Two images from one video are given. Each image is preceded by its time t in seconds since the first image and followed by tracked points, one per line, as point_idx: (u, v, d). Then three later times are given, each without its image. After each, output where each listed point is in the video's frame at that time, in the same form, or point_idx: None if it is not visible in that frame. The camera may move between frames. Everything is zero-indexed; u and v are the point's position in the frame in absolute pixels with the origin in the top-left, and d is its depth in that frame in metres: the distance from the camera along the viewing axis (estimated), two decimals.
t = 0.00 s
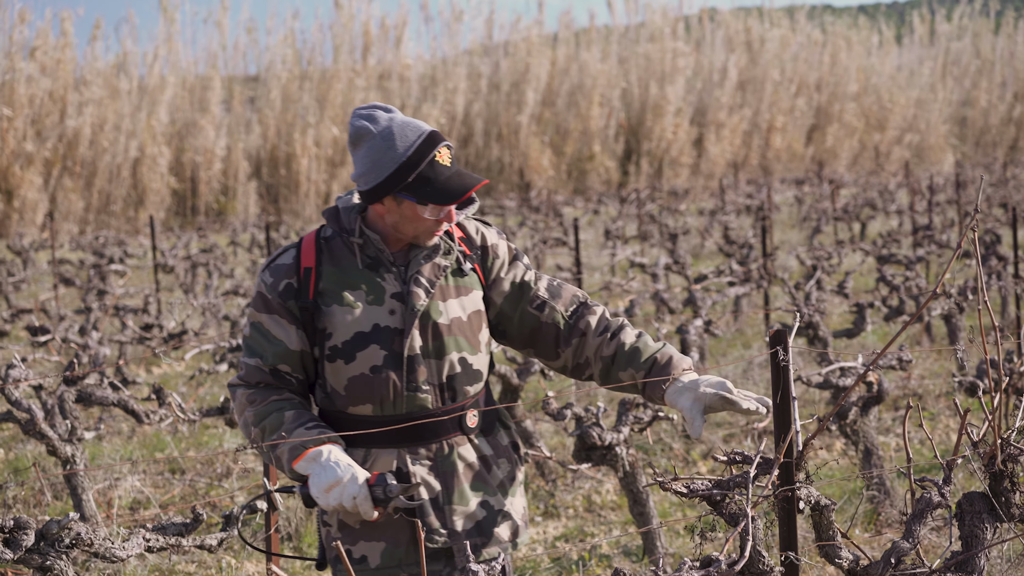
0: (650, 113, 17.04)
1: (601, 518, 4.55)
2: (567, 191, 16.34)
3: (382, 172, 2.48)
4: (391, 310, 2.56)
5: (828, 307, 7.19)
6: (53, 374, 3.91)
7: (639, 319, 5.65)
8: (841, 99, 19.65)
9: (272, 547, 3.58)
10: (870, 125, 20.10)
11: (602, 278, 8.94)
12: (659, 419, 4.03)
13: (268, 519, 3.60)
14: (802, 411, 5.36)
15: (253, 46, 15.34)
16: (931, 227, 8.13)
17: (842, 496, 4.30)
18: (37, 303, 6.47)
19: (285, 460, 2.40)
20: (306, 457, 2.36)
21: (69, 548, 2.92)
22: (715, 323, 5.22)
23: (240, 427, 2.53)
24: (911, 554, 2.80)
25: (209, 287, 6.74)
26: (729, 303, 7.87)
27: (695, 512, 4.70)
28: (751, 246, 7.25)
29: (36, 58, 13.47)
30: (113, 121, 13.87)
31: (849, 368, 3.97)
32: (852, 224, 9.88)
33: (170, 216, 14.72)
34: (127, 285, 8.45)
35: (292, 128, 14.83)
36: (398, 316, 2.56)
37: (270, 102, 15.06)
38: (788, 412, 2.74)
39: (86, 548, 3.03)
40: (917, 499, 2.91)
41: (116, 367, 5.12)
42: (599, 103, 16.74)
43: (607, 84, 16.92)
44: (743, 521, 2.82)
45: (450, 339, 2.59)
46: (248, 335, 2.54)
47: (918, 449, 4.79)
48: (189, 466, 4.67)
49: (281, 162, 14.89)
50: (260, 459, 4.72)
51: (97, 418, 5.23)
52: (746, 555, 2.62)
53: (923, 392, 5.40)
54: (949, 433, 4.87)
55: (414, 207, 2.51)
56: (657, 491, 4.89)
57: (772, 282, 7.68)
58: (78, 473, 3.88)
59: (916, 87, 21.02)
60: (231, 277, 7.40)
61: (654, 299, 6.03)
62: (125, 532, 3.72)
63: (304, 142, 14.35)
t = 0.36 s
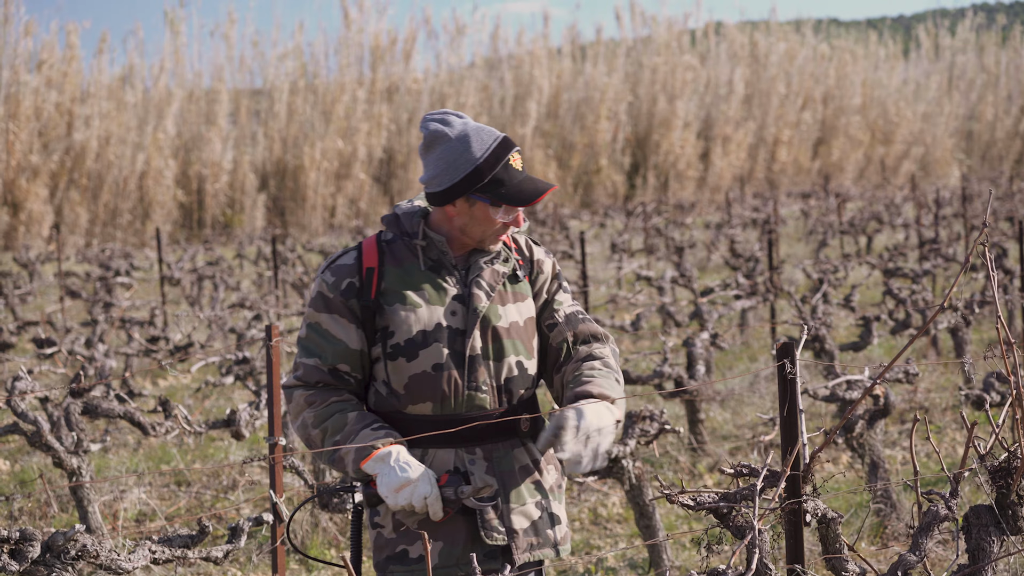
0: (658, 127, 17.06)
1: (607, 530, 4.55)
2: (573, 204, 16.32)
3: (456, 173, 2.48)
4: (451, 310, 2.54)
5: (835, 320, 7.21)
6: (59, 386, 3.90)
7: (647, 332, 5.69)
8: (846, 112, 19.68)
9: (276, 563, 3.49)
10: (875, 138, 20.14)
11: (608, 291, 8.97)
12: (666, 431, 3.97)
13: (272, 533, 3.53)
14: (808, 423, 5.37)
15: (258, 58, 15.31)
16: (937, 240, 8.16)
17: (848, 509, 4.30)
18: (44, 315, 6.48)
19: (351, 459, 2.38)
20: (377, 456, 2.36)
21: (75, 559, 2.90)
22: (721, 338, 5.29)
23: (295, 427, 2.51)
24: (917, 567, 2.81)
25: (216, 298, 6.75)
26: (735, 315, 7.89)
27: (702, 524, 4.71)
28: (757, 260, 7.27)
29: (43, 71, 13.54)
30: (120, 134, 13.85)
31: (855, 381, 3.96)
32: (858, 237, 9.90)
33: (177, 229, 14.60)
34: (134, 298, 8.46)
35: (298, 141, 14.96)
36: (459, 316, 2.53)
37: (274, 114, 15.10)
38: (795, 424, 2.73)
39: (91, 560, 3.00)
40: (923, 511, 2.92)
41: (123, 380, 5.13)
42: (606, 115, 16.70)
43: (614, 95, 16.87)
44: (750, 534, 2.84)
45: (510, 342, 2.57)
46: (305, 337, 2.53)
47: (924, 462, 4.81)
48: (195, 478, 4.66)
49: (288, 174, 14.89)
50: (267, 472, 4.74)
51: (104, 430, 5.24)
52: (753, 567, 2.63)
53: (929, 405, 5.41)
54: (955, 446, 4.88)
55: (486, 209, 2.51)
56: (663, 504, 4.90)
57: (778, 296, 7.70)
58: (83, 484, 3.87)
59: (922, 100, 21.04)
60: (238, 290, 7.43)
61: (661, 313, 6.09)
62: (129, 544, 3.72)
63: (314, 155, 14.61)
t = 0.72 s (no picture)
0: (660, 139, 17.05)
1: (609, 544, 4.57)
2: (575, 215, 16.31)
3: (494, 187, 2.50)
4: (476, 323, 2.56)
5: (837, 331, 7.21)
6: (60, 401, 3.87)
7: (648, 345, 5.70)
8: (848, 124, 19.72)
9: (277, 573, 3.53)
10: (877, 149, 20.19)
11: (610, 303, 8.99)
12: (667, 444, 3.99)
13: (273, 545, 3.56)
14: (810, 435, 5.36)
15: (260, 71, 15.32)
16: (940, 254, 8.18)
17: (850, 522, 4.30)
18: (44, 328, 6.49)
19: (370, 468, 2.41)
20: (394, 464, 2.39)
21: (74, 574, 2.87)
22: (723, 350, 5.32)
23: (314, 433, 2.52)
24: None
25: (217, 312, 6.74)
26: (738, 327, 7.90)
27: (703, 537, 4.72)
28: (759, 272, 7.28)
29: (43, 83, 13.51)
30: (123, 148, 13.83)
31: (857, 394, 3.97)
32: (860, 249, 9.92)
33: (179, 242, 14.61)
34: (135, 311, 8.46)
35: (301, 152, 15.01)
36: (484, 330, 2.56)
37: (276, 126, 15.12)
38: (795, 437, 2.71)
39: (91, 573, 2.96)
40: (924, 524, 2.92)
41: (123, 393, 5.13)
42: (607, 127, 16.68)
43: (615, 107, 16.84)
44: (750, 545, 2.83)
45: (532, 358, 2.62)
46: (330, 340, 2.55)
47: (926, 474, 4.81)
48: (197, 492, 4.65)
49: (291, 187, 14.90)
50: (268, 485, 4.74)
51: (104, 443, 5.24)
52: None
53: (931, 417, 5.41)
54: (957, 458, 4.87)
55: (521, 222, 2.53)
56: (665, 517, 4.90)
57: (780, 309, 7.71)
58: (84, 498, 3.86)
59: (923, 112, 21.09)
60: (239, 303, 7.44)
61: (663, 325, 6.14)
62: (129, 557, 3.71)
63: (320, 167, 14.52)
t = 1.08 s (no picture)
0: (648, 139, 17.00)
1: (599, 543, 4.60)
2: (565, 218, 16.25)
3: (513, 194, 2.50)
4: (481, 328, 2.57)
5: (826, 331, 7.22)
6: (49, 401, 3.87)
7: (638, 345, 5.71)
8: (838, 125, 19.75)
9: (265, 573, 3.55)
10: (867, 151, 20.26)
11: (600, 304, 9.00)
12: (656, 443, 4.01)
13: (262, 545, 3.59)
14: (800, 434, 5.36)
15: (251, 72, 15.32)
16: (929, 252, 8.18)
17: (838, 521, 4.30)
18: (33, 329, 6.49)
19: (374, 469, 2.42)
20: (401, 466, 2.38)
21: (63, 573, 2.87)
22: (714, 350, 5.32)
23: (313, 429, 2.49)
24: None
25: (206, 312, 6.73)
26: (727, 328, 7.90)
27: (692, 537, 4.73)
28: (749, 273, 7.30)
29: (31, 84, 13.44)
30: (110, 148, 13.81)
31: (847, 394, 3.97)
32: (850, 250, 9.93)
33: (168, 243, 14.61)
34: (125, 311, 8.46)
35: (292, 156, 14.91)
36: (489, 333, 2.57)
37: (267, 129, 15.12)
38: (784, 437, 2.74)
39: (79, 573, 2.95)
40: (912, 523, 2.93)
41: (112, 394, 5.12)
42: (597, 128, 16.62)
43: (605, 108, 16.84)
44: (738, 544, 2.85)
45: (534, 363, 2.64)
46: (331, 336, 2.51)
47: (915, 474, 4.82)
48: (185, 492, 4.65)
49: (280, 189, 14.88)
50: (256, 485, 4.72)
51: (92, 445, 5.23)
52: None
53: (921, 416, 5.41)
54: (945, 458, 4.88)
55: (537, 229, 2.55)
56: (654, 516, 4.91)
57: (769, 308, 7.70)
58: (72, 498, 3.85)
59: (913, 113, 21.16)
60: (229, 303, 7.43)
61: (652, 325, 6.14)
62: (116, 557, 3.70)
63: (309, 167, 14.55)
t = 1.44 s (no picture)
0: (643, 139, 16.95)
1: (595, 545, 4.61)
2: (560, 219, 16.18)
3: (508, 191, 2.50)
4: (481, 326, 2.56)
5: (821, 332, 7.21)
6: (45, 403, 3.86)
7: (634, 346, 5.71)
8: (833, 125, 19.72)
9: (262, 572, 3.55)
10: (862, 150, 20.25)
11: (595, 304, 9.01)
12: (652, 444, 4.00)
13: (258, 547, 3.58)
14: (796, 435, 5.36)
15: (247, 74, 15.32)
16: (923, 252, 8.16)
17: (835, 522, 4.28)
18: (27, 331, 6.49)
19: (378, 471, 2.39)
20: (407, 467, 2.37)
21: None
22: (709, 351, 5.32)
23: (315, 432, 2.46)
24: None
25: (201, 314, 6.74)
26: (722, 329, 7.89)
27: (688, 538, 4.73)
28: (743, 273, 7.30)
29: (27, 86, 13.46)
30: (104, 150, 13.80)
31: (842, 394, 3.98)
32: (845, 250, 9.92)
33: (162, 244, 14.61)
34: (121, 313, 8.47)
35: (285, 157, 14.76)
36: (488, 332, 2.57)
37: (263, 129, 15.11)
38: (781, 437, 2.75)
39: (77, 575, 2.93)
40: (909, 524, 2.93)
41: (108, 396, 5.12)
42: (591, 129, 16.53)
43: (599, 109, 16.70)
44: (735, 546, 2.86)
45: (532, 361, 2.64)
46: (330, 340, 2.48)
47: (912, 475, 4.81)
48: (182, 494, 4.64)
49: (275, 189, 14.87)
50: (252, 487, 4.71)
51: (88, 447, 5.23)
52: None
53: (916, 417, 5.40)
54: (942, 459, 4.88)
55: (532, 226, 2.56)
56: (651, 518, 4.92)
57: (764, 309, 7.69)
58: (69, 500, 3.85)
59: (908, 112, 21.13)
60: (223, 304, 7.42)
61: (647, 326, 6.14)
62: (112, 560, 3.69)
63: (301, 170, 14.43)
